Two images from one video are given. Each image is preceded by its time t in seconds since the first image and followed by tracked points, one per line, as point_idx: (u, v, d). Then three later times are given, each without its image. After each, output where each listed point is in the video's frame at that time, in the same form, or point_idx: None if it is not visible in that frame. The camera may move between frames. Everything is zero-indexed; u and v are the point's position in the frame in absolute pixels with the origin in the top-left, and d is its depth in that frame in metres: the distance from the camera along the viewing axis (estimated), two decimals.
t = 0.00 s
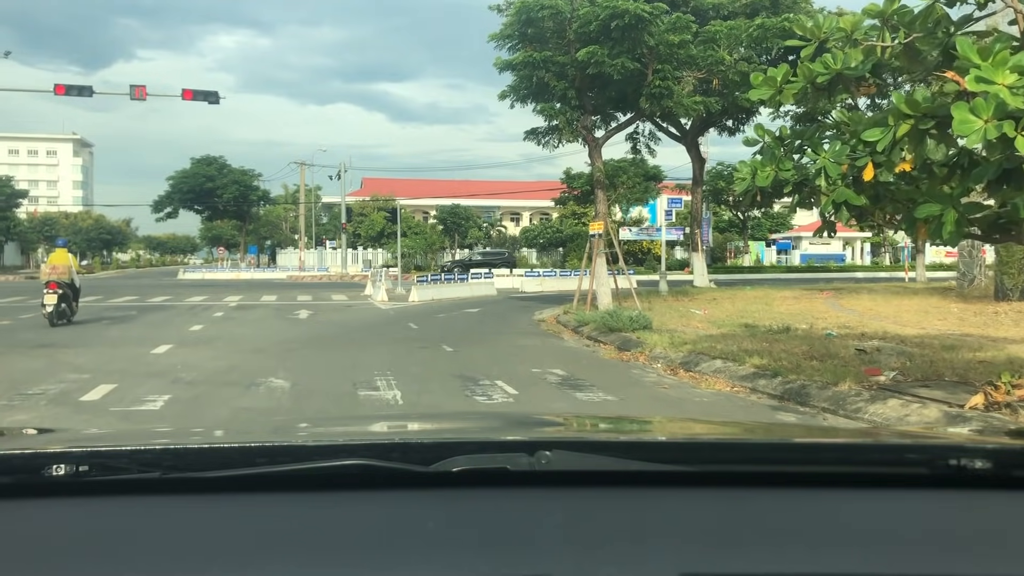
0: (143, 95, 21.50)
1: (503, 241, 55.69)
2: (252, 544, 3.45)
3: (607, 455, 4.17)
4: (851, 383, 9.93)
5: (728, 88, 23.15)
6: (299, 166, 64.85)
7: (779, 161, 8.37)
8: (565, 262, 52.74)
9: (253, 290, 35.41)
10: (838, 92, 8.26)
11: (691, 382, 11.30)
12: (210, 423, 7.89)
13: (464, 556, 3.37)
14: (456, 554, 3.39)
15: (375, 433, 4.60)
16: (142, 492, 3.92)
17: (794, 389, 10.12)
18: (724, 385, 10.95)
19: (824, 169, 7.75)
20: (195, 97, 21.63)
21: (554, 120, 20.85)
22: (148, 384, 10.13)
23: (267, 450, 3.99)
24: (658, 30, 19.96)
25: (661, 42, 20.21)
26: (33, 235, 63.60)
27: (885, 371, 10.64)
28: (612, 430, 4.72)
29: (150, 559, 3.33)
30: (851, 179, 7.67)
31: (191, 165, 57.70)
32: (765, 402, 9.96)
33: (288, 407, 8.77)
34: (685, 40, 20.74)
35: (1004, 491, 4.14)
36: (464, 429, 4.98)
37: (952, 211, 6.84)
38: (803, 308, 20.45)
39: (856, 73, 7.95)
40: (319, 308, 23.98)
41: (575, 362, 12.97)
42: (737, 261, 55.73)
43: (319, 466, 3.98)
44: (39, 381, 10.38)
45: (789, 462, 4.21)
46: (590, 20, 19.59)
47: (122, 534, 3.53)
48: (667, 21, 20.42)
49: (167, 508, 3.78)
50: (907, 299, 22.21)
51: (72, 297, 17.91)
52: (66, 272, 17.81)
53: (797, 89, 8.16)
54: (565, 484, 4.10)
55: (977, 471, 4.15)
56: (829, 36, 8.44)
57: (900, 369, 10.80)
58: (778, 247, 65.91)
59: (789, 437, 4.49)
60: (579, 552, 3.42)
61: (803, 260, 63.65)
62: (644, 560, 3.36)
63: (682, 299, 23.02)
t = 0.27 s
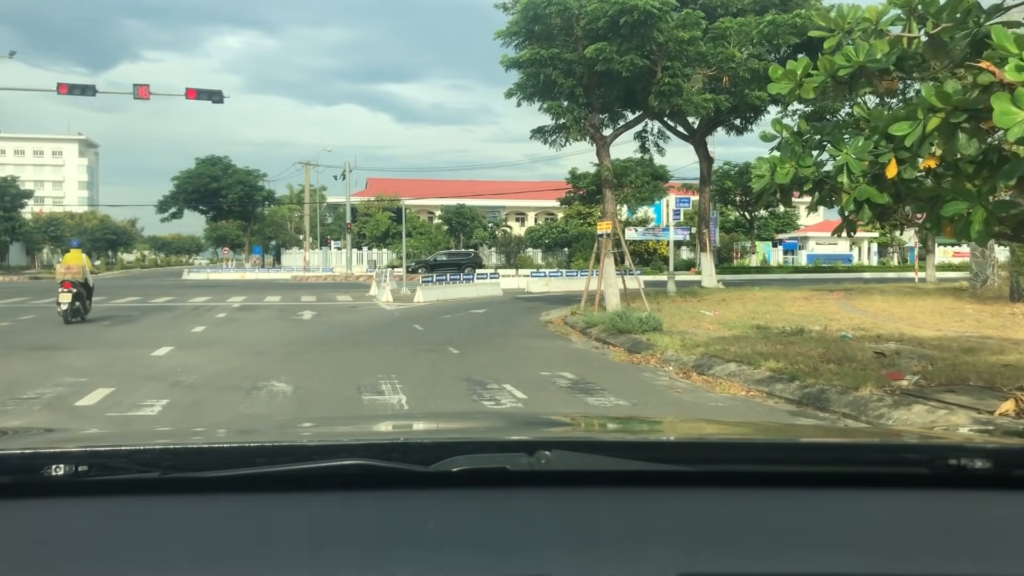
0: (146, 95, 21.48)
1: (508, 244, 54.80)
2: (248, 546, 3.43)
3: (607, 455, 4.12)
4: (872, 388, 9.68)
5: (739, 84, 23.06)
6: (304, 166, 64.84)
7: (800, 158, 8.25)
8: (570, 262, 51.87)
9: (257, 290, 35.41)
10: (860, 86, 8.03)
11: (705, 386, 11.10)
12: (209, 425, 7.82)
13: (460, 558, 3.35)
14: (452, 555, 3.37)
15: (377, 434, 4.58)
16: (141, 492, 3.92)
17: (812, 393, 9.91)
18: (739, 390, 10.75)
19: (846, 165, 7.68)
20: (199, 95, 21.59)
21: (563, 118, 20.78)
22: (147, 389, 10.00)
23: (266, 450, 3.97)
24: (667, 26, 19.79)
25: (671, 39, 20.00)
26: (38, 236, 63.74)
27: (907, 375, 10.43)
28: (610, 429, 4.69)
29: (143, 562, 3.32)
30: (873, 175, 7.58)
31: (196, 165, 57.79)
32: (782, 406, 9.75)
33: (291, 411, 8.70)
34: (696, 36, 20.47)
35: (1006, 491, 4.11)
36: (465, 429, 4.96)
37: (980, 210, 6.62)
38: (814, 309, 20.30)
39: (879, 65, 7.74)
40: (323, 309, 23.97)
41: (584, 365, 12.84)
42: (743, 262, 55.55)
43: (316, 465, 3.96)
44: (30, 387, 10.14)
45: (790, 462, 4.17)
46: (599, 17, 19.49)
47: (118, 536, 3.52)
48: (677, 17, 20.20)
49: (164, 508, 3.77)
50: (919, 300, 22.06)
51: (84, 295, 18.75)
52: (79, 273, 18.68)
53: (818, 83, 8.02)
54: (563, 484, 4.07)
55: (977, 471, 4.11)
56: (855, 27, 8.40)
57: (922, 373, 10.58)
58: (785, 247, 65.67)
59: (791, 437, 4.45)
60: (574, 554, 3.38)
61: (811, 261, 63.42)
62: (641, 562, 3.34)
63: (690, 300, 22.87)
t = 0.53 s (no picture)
0: (150, 95, 21.46)
1: (514, 244, 54.60)
2: (249, 546, 3.46)
3: (607, 455, 4.13)
4: (895, 393, 9.47)
5: (750, 82, 22.93)
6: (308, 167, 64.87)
7: (823, 154, 7.97)
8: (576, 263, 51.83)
9: (262, 291, 35.43)
10: (887, 79, 7.83)
11: (721, 391, 10.93)
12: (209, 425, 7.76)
13: (459, 558, 3.37)
14: (450, 556, 3.39)
15: (381, 434, 4.59)
16: (141, 492, 3.95)
17: (832, 398, 9.73)
18: (756, 395, 10.56)
19: (872, 161, 7.39)
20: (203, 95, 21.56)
21: (571, 116, 20.39)
22: (146, 392, 9.92)
23: (265, 450, 4.00)
24: (677, 22, 19.65)
25: (681, 35, 19.84)
26: (43, 235, 63.89)
27: (932, 380, 10.20)
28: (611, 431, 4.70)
29: (144, 561, 3.35)
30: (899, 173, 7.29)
31: (201, 165, 57.91)
32: (801, 410, 9.57)
33: (295, 414, 8.65)
34: (707, 32, 20.26)
35: (1004, 491, 4.13)
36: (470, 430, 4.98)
37: (1014, 207, 6.47)
38: (826, 310, 20.15)
39: (906, 58, 7.54)
40: (328, 310, 23.97)
41: (593, 368, 12.73)
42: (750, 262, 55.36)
43: (315, 465, 3.98)
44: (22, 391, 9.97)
45: (788, 461, 4.19)
46: (608, 13, 19.36)
47: (118, 535, 3.55)
48: (687, 13, 20.02)
49: (164, 508, 3.81)
50: (931, 301, 21.94)
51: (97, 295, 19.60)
52: (93, 272, 19.58)
53: (841, 76, 7.73)
54: (562, 484, 4.09)
55: (975, 471, 4.11)
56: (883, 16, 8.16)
57: (946, 377, 10.37)
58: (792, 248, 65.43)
59: (789, 437, 4.47)
60: (572, 554, 3.40)
61: (817, 261, 63.15)
62: (640, 561, 3.36)
63: (699, 301, 22.73)
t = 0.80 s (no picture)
0: (154, 94, 21.40)
1: (519, 245, 54.66)
2: (249, 546, 3.46)
3: (609, 455, 4.12)
4: (921, 400, 9.21)
5: (761, 81, 22.76)
6: (314, 167, 64.89)
7: (847, 151, 7.50)
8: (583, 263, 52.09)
9: (267, 292, 35.40)
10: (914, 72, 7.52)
11: (738, 396, 10.73)
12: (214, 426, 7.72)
13: (458, 558, 3.35)
14: (449, 556, 3.38)
15: (384, 434, 4.59)
16: (142, 493, 3.95)
17: (855, 404, 9.49)
18: (774, 400, 10.36)
19: (900, 158, 6.97)
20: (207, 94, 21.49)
21: (579, 114, 20.43)
22: (144, 398, 9.76)
23: (264, 450, 4.00)
24: (688, 19, 19.55)
25: (692, 31, 19.79)
26: (49, 236, 63.97)
27: (958, 386, 9.93)
28: (607, 431, 4.70)
29: (142, 561, 3.34)
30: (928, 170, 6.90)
31: (207, 166, 57.97)
32: (822, 417, 9.35)
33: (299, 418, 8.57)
34: (718, 29, 20.21)
35: (1005, 491, 4.13)
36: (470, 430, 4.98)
37: None
38: (839, 312, 20.01)
39: (937, 49, 7.29)
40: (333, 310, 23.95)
41: (602, 371, 12.60)
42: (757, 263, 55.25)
43: (313, 465, 3.98)
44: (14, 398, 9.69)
45: (790, 461, 4.18)
46: (617, 10, 19.31)
47: (118, 535, 3.55)
48: (698, 10, 19.93)
49: (163, 508, 3.80)
50: (946, 302, 21.78)
51: (108, 293, 20.40)
52: (105, 273, 20.22)
53: (868, 68, 7.37)
54: (562, 484, 4.08)
55: (976, 471, 4.11)
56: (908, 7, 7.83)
57: (972, 383, 10.11)
58: (800, 249, 65.29)
59: (792, 436, 4.47)
60: (572, 554, 3.40)
61: (825, 262, 63.00)
62: (641, 562, 3.34)
63: (709, 302, 22.64)
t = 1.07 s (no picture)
0: (157, 93, 21.37)
1: (525, 245, 54.26)
2: (261, 544, 3.59)
3: (606, 455, 4.26)
4: (951, 407, 8.89)
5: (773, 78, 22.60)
6: (320, 167, 64.90)
7: (876, 144, 6.60)
8: (589, 264, 51.54)
9: (272, 292, 35.48)
10: (953, 59, 6.42)
11: (757, 401, 10.47)
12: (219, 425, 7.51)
13: (459, 557, 3.47)
14: (450, 555, 3.49)
15: (393, 434, 4.76)
16: (139, 493, 4.10)
17: (879, 411, 9.21)
18: (794, 406, 10.11)
19: (932, 153, 6.11)
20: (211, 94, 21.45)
21: (587, 112, 20.12)
22: (141, 402, 9.62)
23: (266, 451, 4.15)
24: (700, 15, 19.38)
25: (704, 27, 19.61)
26: (56, 237, 64.16)
27: (988, 393, 9.61)
28: (619, 431, 4.85)
29: (148, 560, 3.47)
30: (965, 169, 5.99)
31: (212, 166, 58.06)
32: (845, 423, 9.08)
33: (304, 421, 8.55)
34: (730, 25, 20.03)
35: (1000, 490, 4.27)
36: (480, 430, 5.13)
37: None
38: (854, 313, 19.94)
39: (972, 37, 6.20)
40: (338, 312, 24.01)
41: (613, 375, 12.44)
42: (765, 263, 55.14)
43: (315, 466, 4.12)
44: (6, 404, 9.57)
45: (783, 461, 4.32)
46: (627, 6, 19.09)
47: (124, 535, 3.69)
48: (710, 6, 19.76)
49: (165, 509, 3.95)
50: (964, 304, 21.62)
51: (122, 293, 20.83)
52: (117, 273, 20.64)
53: (896, 58, 6.40)
54: (563, 483, 4.22)
55: (976, 470, 4.25)
56: None
57: (1003, 389, 9.78)
58: (807, 249, 65.14)
59: (789, 436, 4.61)
60: (572, 554, 3.50)
61: (833, 262, 62.85)
62: (641, 561, 3.44)
63: (719, 303, 22.55)
